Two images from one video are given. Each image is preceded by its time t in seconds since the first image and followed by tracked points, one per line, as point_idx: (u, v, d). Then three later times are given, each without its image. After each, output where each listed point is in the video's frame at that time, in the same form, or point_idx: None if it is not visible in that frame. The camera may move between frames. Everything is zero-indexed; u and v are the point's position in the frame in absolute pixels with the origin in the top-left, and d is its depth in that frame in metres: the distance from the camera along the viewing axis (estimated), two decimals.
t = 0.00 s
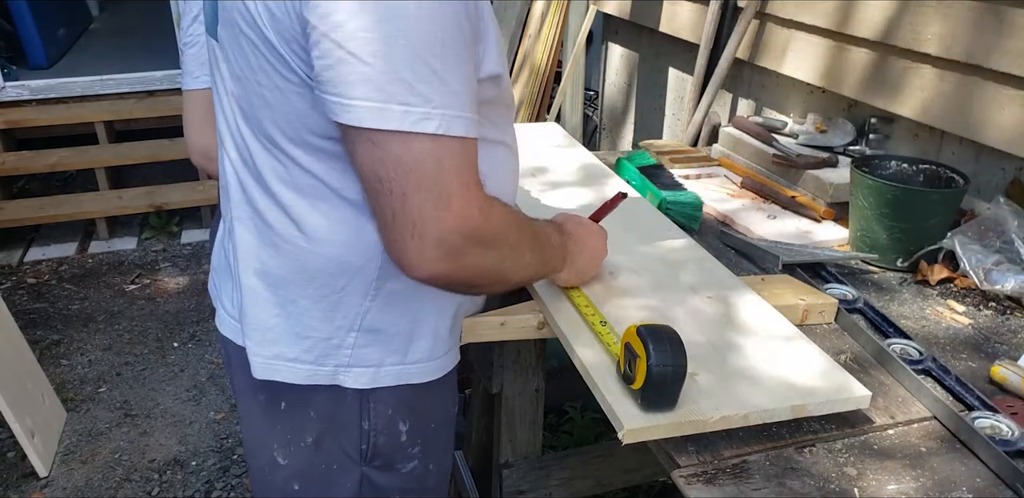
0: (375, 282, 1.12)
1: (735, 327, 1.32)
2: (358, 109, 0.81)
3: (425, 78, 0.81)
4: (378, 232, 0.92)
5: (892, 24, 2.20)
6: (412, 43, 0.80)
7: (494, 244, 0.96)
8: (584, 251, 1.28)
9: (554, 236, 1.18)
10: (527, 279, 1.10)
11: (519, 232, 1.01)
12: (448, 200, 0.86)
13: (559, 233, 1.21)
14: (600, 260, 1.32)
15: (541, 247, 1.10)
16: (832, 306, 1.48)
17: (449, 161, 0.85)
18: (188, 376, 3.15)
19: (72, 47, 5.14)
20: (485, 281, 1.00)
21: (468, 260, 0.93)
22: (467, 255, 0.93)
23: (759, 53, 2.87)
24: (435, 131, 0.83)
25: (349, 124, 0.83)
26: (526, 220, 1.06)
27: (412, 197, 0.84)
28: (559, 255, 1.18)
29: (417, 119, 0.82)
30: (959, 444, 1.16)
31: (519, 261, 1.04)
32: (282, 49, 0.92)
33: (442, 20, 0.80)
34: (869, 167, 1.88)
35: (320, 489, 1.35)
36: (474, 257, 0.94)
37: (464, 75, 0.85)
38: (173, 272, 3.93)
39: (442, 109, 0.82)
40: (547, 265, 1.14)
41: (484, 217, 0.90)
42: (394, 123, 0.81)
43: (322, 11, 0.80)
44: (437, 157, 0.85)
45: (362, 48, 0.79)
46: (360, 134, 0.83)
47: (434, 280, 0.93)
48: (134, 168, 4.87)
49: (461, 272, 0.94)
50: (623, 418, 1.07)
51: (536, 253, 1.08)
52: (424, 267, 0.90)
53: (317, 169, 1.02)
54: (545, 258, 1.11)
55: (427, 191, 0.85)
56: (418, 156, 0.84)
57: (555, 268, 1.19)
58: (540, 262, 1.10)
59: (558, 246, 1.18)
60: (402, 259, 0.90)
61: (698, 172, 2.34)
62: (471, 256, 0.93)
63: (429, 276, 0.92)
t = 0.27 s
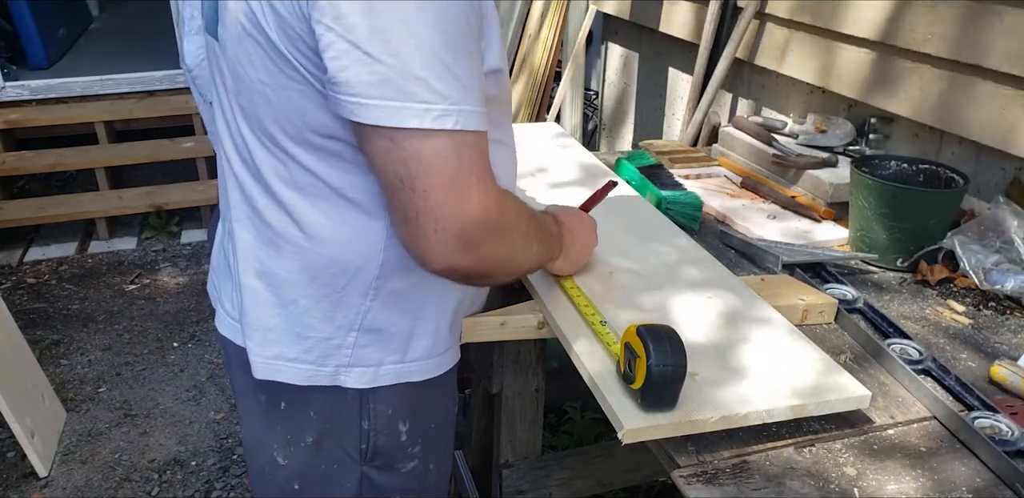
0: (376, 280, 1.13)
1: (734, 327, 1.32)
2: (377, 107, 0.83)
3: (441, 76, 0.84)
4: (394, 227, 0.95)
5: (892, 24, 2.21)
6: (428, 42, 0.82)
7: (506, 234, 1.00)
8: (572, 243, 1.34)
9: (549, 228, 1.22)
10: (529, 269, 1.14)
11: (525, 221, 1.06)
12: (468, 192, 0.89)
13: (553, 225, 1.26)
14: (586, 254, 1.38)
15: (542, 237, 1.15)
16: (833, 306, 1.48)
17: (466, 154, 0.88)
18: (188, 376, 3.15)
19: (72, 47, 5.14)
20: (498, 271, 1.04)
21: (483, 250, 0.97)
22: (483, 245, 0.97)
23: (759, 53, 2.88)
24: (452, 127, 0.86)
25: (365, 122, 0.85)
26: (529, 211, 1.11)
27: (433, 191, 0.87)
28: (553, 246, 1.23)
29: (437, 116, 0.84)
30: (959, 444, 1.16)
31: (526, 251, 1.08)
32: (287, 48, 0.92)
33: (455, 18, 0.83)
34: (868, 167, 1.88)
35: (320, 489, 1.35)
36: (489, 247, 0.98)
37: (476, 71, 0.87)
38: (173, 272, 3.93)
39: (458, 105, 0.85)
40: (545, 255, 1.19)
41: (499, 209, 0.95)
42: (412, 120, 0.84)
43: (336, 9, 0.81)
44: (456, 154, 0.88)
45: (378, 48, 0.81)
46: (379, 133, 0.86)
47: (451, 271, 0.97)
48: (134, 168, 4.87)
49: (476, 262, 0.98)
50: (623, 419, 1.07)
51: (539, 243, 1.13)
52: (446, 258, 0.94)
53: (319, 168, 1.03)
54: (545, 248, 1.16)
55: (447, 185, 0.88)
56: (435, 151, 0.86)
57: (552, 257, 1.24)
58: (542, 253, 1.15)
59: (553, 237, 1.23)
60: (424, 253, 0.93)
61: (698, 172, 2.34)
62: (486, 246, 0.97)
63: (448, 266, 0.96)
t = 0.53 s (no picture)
0: (376, 276, 1.13)
1: (734, 327, 1.32)
2: (377, 100, 0.84)
3: (437, 70, 0.85)
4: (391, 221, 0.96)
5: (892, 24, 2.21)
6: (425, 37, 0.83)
7: (504, 230, 1.01)
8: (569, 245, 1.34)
9: (549, 225, 1.23)
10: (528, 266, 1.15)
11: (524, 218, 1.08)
12: (464, 187, 0.91)
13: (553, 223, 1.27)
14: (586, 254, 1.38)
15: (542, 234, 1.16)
16: (832, 306, 1.48)
17: (463, 149, 0.90)
18: (188, 376, 3.15)
19: (72, 47, 5.14)
20: (496, 267, 1.06)
21: (479, 246, 0.99)
22: (480, 240, 0.98)
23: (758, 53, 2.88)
24: (450, 120, 0.87)
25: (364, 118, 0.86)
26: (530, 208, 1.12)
27: (428, 184, 0.89)
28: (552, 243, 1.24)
29: (433, 110, 0.86)
30: (958, 444, 1.16)
31: (525, 247, 1.09)
32: (286, 44, 0.93)
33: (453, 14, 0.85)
34: (868, 167, 1.88)
35: (320, 487, 1.35)
36: (486, 242, 1.00)
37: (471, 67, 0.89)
38: (174, 272, 3.93)
39: (455, 99, 0.87)
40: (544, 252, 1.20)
41: (495, 203, 0.96)
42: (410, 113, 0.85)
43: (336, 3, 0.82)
44: (452, 146, 0.89)
45: (379, 41, 0.82)
46: (377, 127, 0.87)
47: (446, 266, 0.99)
48: (134, 168, 4.87)
49: (473, 257, 1.00)
50: (623, 418, 1.07)
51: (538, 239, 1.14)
52: (441, 251, 0.96)
53: (319, 163, 1.03)
54: (545, 245, 1.17)
55: (444, 179, 0.89)
56: (433, 144, 0.88)
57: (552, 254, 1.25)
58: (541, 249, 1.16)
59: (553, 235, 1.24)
60: (420, 245, 0.95)
61: (698, 172, 2.34)
62: (483, 240, 0.99)
63: (443, 260, 0.97)
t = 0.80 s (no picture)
0: (379, 271, 1.14)
1: (734, 327, 1.32)
2: (403, 99, 0.89)
3: (459, 65, 0.90)
4: (418, 211, 1.02)
5: (892, 24, 2.21)
6: (446, 34, 0.87)
7: (520, 214, 1.08)
8: (558, 224, 1.42)
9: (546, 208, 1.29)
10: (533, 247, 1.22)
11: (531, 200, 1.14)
12: (490, 178, 0.97)
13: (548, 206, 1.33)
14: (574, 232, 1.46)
15: (545, 218, 1.22)
16: (832, 306, 1.48)
17: (487, 141, 0.95)
18: (188, 376, 3.15)
19: (72, 47, 5.14)
20: (513, 249, 1.12)
21: (501, 229, 1.06)
22: (500, 223, 1.05)
23: (759, 53, 2.88)
24: (473, 114, 0.92)
25: (394, 116, 0.91)
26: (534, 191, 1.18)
27: (457, 178, 0.95)
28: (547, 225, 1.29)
29: (458, 105, 0.90)
30: (958, 444, 1.16)
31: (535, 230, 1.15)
32: (297, 43, 0.94)
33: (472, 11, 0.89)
34: (869, 167, 1.88)
35: (319, 484, 1.35)
36: (506, 224, 1.06)
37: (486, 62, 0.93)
38: (174, 272, 3.93)
39: (475, 93, 0.91)
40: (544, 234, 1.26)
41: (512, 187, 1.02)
42: (435, 109, 0.90)
43: (359, 5, 0.86)
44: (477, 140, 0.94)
45: (402, 41, 0.86)
46: (405, 124, 0.91)
47: (472, 250, 1.06)
48: (134, 168, 4.87)
49: (495, 241, 1.07)
50: (623, 418, 1.07)
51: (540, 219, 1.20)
52: (469, 237, 1.03)
53: (325, 160, 1.04)
54: (546, 228, 1.23)
55: (472, 172, 0.95)
56: (461, 140, 0.93)
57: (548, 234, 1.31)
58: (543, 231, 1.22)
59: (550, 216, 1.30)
60: (449, 232, 1.01)
61: (698, 172, 2.34)
62: (504, 224, 1.05)
63: (469, 244, 1.04)
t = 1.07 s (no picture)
0: (385, 266, 1.15)
1: (734, 327, 1.32)
2: (415, 92, 0.91)
3: (468, 59, 0.92)
4: (424, 204, 1.02)
5: (891, 24, 2.21)
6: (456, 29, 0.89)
7: (523, 207, 1.09)
8: (557, 221, 1.42)
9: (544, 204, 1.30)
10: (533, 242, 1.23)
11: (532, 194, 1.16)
12: (495, 169, 0.98)
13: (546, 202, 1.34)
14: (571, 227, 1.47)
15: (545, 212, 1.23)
16: (832, 306, 1.48)
17: (492, 133, 0.97)
18: (188, 375, 3.15)
19: (72, 47, 5.14)
20: (515, 242, 1.13)
21: (504, 221, 1.06)
22: (506, 215, 1.06)
23: (758, 53, 2.88)
24: (482, 106, 0.94)
25: (404, 108, 0.92)
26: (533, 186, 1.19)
27: (464, 169, 0.96)
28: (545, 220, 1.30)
29: (467, 98, 0.93)
30: (958, 444, 1.16)
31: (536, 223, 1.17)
32: (308, 39, 0.95)
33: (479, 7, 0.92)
34: (868, 167, 1.88)
35: (322, 481, 1.35)
36: (511, 217, 1.07)
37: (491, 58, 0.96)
38: (174, 272, 3.93)
39: (482, 87, 0.94)
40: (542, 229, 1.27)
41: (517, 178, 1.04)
42: (445, 101, 0.92)
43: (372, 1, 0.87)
44: (483, 131, 0.96)
45: (413, 36, 0.88)
46: (415, 117, 0.93)
47: (476, 242, 1.06)
48: (134, 168, 4.87)
49: (499, 233, 1.07)
50: (623, 418, 1.07)
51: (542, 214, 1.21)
52: (474, 228, 1.03)
53: (332, 155, 1.05)
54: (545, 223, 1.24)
55: (478, 162, 0.96)
56: (467, 131, 0.94)
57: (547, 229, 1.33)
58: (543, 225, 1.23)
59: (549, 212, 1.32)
60: (455, 223, 1.02)
61: (699, 172, 2.34)
62: (508, 216, 1.06)
63: (474, 235, 1.05)
